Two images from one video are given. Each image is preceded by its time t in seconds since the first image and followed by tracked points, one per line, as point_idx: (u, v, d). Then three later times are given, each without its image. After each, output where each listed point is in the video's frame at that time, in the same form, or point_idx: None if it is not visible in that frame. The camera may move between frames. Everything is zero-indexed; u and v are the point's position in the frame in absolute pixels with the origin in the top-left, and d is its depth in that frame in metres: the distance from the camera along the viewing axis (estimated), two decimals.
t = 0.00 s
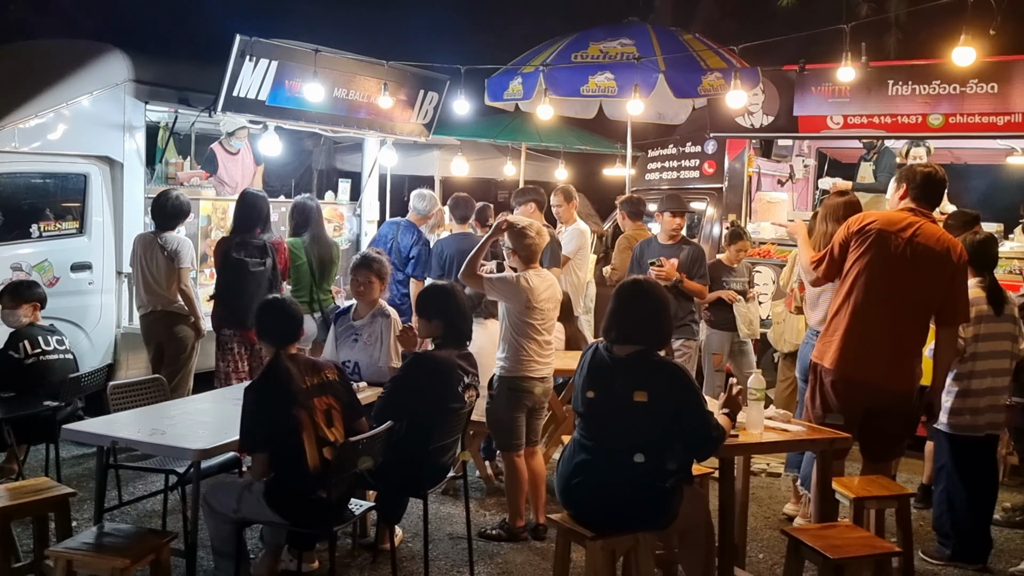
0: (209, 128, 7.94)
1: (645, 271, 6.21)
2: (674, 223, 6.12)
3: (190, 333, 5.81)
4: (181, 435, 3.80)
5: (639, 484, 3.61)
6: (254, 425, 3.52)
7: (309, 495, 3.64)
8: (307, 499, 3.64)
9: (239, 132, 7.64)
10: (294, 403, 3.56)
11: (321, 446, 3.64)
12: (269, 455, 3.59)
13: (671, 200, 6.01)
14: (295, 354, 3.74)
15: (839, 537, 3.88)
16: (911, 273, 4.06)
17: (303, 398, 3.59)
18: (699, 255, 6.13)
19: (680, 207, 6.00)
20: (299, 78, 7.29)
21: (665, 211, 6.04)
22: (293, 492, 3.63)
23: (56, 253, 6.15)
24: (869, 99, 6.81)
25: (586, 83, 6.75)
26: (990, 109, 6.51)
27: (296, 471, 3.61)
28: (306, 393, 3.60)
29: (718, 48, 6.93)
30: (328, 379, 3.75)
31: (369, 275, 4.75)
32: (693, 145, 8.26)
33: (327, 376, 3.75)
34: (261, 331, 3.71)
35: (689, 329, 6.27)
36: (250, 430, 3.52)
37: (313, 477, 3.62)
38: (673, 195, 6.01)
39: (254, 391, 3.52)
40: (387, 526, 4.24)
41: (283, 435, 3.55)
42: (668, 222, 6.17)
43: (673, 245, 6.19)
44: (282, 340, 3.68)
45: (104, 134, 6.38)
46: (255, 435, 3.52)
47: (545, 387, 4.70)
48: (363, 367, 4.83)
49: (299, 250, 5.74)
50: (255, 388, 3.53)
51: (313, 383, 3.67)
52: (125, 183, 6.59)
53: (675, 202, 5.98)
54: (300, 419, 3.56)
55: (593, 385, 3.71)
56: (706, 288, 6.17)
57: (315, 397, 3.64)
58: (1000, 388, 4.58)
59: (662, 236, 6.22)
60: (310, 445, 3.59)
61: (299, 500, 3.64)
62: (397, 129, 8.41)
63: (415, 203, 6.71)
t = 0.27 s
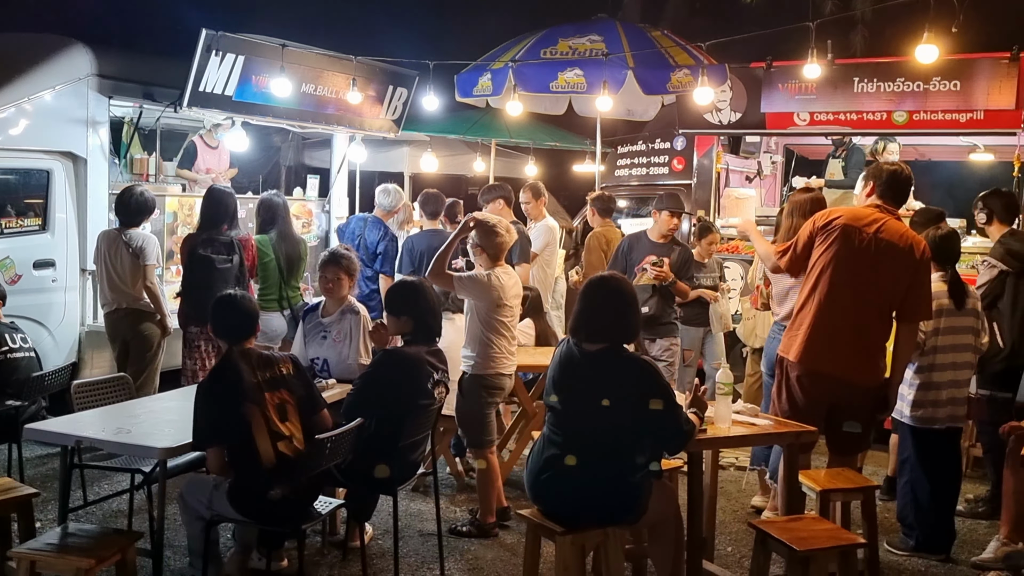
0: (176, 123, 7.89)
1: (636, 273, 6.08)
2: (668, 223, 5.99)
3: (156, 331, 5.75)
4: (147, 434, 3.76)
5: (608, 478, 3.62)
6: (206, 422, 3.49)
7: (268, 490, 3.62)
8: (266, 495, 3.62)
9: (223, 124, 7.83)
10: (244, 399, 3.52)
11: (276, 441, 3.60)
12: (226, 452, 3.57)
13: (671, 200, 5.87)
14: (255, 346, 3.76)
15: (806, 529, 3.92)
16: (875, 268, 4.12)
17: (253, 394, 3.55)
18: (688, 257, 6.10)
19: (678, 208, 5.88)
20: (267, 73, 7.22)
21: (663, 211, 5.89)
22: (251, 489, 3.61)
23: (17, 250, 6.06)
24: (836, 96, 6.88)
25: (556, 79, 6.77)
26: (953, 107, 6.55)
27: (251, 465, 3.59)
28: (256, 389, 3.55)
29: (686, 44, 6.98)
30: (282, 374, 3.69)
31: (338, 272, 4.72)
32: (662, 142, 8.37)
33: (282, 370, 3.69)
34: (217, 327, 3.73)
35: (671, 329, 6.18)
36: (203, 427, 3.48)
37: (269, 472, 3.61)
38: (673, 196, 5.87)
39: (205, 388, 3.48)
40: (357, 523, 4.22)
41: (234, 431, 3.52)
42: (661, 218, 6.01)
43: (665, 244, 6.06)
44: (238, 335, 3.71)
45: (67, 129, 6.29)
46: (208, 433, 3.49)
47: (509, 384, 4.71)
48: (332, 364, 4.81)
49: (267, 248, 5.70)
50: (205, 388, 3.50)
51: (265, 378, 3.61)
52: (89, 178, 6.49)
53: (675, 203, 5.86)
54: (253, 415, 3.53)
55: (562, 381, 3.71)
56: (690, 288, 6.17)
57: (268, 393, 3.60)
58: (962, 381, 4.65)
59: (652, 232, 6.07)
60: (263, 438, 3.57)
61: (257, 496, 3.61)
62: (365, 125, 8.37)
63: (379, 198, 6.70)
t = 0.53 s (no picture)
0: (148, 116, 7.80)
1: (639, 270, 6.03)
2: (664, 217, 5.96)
3: (131, 328, 5.70)
4: (122, 432, 3.73)
5: (587, 472, 3.64)
6: (177, 419, 3.47)
7: (238, 489, 3.59)
8: (236, 493, 3.59)
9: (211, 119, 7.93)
10: (216, 394, 3.52)
11: (245, 440, 3.58)
12: (197, 451, 3.54)
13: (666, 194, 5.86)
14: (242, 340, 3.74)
15: (783, 523, 3.94)
16: (854, 262, 4.15)
17: (226, 390, 3.55)
18: (688, 251, 6.08)
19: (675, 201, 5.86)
20: (243, 68, 7.18)
21: (659, 205, 5.88)
22: (223, 487, 3.58)
23: None
24: (812, 92, 6.93)
25: (534, 75, 6.77)
26: (927, 103, 6.61)
27: (217, 465, 3.55)
28: (229, 384, 3.55)
29: (664, 40, 7.01)
30: (260, 373, 3.69)
31: (316, 268, 4.70)
32: (641, 138, 8.33)
33: (261, 369, 3.70)
34: (205, 321, 3.69)
35: (667, 327, 6.13)
36: (172, 424, 3.46)
37: (240, 472, 3.58)
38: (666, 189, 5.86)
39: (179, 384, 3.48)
40: (336, 520, 4.20)
41: (204, 428, 3.50)
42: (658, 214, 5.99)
43: (663, 239, 6.04)
44: (226, 328, 3.68)
45: (40, 124, 6.22)
46: (178, 430, 3.47)
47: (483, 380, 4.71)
48: (310, 360, 4.80)
49: (245, 243, 5.67)
50: (181, 385, 3.49)
51: (242, 375, 3.62)
52: (62, 174, 6.42)
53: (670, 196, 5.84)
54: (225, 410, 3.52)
55: (543, 376, 3.70)
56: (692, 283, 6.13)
57: (241, 390, 3.60)
58: (938, 374, 4.70)
59: (651, 229, 6.05)
60: (231, 438, 3.54)
61: (230, 494, 3.59)
62: (343, 120, 8.34)
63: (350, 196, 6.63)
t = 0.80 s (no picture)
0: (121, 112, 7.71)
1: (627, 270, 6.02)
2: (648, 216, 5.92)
3: (102, 325, 5.63)
4: (92, 430, 3.68)
5: (562, 468, 3.65)
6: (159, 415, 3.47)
7: (209, 490, 3.57)
8: (207, 493, 3.57)
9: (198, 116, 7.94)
10: (198, 390, 3.50)
11: (226, 440, 3.55)
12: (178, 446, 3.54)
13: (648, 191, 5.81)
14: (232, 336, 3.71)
15: (756, 517, 3.97)
16: (824, 258, 4.19)
17: (209, 387, 3.52)
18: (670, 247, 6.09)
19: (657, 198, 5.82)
20: (215, 63, 7.12)
21: (642, 204, 5.83)
22: (195, 485, 3.57)
23: None
24: (785, 90, 6.98)
25: (509, 72, 6.76)
26: (898, 101, 6.68)
27: (196, 465, 3.54)
28: (214, 382, 3.52)
29: (638, 37, 7.03)
30: (248, 372, 3.61)
31: (290, 264, 4.67)
32: (616, 135, 8.43)
33: (252, 367, 3.64)
34: (195, 317, 3.64)
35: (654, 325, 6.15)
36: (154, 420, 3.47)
37: (216, 473, 3.56)
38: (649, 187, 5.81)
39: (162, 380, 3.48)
40: (310, 518, 4.18)
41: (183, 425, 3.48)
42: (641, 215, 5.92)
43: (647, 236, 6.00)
44: (217, 324, 3.64)
45: (9, 119, 6.14)
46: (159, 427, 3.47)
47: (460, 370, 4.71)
48: (284, 358, 4.75)
49: (218, 240, 5.61)
50: (169, 379, 3.48)
51: (230, 372, 3.56)
52: (31, 169, 6.34)
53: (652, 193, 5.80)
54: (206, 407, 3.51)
55: (519, 373, 3.70)
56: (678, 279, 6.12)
57: (227, 389, 3.55)
58: (909, 369, 4.75)
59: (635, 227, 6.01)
60: (212, 438, 3.52)
61: (201, 493, 3.57)
62: (317, 116, 8.29)
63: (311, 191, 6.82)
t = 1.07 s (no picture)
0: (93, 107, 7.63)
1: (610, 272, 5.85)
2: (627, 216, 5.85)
3: (74, 322, 5.57)
4: (64, 428, 3.64)
5: (538, 464, 3.66)
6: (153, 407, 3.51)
7: (186, 484, 3.57)
8: (183, 488, 3.57)
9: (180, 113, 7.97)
10: (195, 383, 3.55)
11: (213, 435, 3.56)
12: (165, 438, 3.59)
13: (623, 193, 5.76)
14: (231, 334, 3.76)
15: (729, 511, 4.00)
16: (796, 253, 4.22)
17: (206, 381, 3.58)
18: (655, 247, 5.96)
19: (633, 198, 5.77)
20: (188, 57, 7.06)
21: (617, 206, 5.78)
22: (172, 479, 3.57)
23: None
24: (759, 87, 7.03)
25: (484, 67, 6.75)
26: (871, 98, 6.73)
27: (180, 458, 3.56)
28: (210, 377, 3.58)
29: (614, 33, 7.05)
30: (245, 370, 3.68)
31: (266, 259, 4.66)
32: (592, 131, 8.46)
33: (249, 367, 3.71)
34: (197, 313, 3.69)
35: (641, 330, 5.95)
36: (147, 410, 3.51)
37: (196, 467, 3.56)
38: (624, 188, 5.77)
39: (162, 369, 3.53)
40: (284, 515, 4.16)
41: (175, 417, 3.53)
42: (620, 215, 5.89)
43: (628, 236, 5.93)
44: (217, 322, 3.69)
45: None
46: (150, 417, 3.51)
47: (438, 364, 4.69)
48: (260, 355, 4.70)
49: (191, 235, 5.57)
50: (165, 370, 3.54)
51: (229, 369, 3.64)
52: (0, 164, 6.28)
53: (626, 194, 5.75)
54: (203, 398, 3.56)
55: (495, 369, 3.69)
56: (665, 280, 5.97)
57: (222, 385, 3.60)
58: (882, 363, 4.79)
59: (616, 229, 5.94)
60: (200, 430, 3.54)
61: (177, 488, 3.57)
62: (292, 111, 8.23)
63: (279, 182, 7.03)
